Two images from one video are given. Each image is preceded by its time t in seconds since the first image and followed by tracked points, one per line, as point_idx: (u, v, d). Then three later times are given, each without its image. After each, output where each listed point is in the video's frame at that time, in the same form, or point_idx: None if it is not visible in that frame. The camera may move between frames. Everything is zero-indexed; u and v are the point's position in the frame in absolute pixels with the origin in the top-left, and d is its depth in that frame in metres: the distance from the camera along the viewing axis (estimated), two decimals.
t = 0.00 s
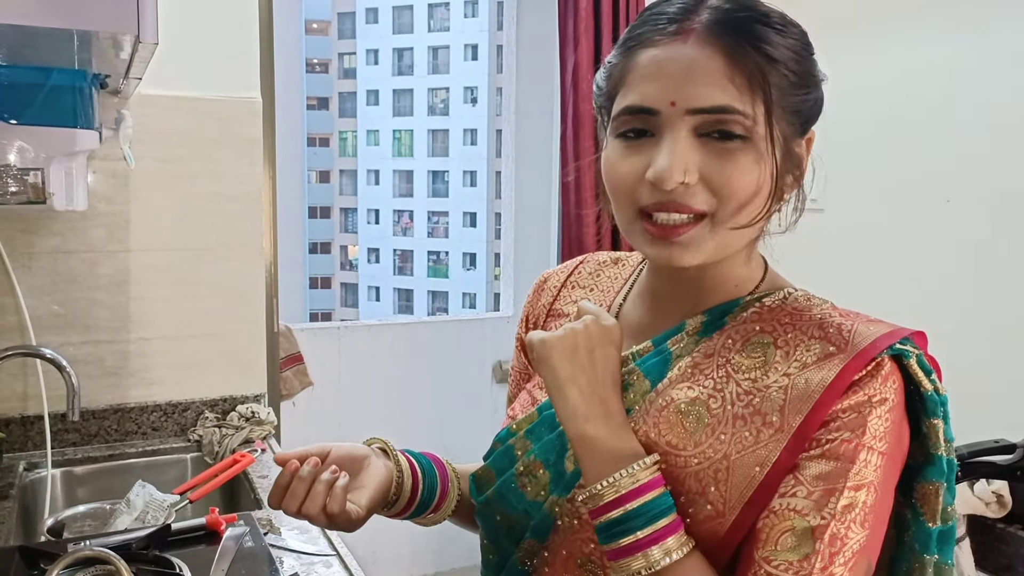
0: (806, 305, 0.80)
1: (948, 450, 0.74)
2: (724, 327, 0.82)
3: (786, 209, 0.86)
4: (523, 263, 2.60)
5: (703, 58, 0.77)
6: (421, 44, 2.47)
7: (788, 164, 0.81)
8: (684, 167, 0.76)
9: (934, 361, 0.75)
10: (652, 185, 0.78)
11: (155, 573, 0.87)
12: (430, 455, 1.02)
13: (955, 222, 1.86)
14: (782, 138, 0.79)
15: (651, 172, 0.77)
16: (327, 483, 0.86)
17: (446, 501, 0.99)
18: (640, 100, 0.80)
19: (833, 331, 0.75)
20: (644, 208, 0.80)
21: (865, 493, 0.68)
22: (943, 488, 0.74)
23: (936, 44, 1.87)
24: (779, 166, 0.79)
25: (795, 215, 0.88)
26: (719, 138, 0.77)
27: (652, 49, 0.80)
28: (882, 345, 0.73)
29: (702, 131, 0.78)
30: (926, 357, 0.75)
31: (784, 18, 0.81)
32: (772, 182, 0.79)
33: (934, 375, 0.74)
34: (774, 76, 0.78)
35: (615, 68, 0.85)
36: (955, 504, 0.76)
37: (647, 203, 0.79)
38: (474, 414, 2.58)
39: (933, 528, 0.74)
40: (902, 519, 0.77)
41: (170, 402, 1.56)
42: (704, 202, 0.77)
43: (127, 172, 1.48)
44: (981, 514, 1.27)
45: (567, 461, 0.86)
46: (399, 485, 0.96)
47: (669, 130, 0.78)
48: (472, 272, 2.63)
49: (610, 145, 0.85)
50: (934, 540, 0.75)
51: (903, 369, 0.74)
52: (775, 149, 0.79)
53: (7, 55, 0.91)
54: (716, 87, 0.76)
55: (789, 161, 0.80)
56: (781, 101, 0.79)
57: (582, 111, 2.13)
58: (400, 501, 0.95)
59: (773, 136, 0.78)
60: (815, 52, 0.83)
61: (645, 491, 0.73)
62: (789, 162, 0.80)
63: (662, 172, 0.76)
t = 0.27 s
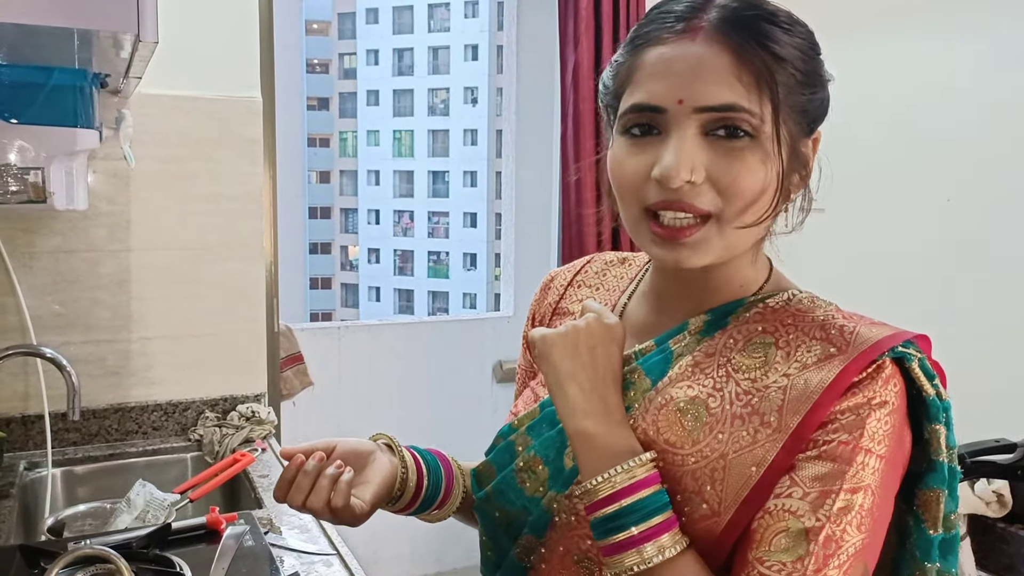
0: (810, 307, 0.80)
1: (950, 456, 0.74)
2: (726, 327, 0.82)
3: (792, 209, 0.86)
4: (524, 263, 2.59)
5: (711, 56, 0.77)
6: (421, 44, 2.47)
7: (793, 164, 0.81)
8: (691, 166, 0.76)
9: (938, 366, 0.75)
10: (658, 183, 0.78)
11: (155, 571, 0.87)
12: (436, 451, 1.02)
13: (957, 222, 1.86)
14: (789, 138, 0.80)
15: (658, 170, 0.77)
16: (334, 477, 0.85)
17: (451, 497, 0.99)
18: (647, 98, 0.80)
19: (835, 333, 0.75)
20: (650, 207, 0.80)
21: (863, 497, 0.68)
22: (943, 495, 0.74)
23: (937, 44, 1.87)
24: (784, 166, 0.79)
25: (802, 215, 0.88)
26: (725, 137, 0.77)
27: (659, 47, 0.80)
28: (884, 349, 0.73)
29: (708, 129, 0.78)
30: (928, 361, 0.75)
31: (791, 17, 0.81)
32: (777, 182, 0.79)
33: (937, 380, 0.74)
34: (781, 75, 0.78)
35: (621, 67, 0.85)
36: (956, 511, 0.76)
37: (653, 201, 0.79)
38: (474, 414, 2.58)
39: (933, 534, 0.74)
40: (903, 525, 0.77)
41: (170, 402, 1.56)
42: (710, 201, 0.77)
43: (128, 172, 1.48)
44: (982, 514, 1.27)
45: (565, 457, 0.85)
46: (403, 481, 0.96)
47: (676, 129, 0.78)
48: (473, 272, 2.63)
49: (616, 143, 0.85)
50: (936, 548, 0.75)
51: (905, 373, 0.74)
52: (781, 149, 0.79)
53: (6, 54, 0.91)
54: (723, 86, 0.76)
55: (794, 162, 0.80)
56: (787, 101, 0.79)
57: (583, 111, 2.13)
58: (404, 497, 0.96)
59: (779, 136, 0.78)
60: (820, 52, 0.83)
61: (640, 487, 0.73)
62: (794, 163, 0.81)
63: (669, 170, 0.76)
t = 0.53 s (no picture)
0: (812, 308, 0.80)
1: (953, 457, 0.73)
2: (727, 328, 0.82)
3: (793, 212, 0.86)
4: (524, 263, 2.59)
5: (717, 57, 0.77)
6: (422, 44, 2.47)
7: (796, 168, 0.81)
8: (694, 165, 0.76)
9: (939, 367, 0.75)
10: (661, 182, 0.78)
11: (155, 571, 0.87)
12: (441, 449, 1.02)
13: (957, 222, 1.87)
14: (792, 140, 0.80)
15: (661, 170, 0.78)
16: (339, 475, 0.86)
17: (456, 495, 0.99)
18: (653, 96, 0.80)
19: (835, 334, 0.75)
20: (653, 206, 0.80)
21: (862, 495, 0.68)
22: (945, 496, 0.74)
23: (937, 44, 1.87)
24: (787, 169, 0.80)
25: (803, 217, 0.88)
26: (729, 138, 0.77)
27: (665, 47, 0.80)
28: (884, 349, 0.73)
29: (712, 130, 0.78)
30: (929, 362, 0.75)
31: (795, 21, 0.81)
32: (779, 185, 0.79)
33: (939, 381, 0.74)
34: (785, 79, 0.78)
35: (627, 66, 0.85)
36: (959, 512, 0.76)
37: (656, 201, 0.79)
38: (474, 414, 2.58)
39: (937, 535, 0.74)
40: (906, 527, 0.78)
41: (171, 402, 1.56)
42: (712, 202, 0.77)
43: (128, 173, 1.48)
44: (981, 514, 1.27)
45: (566, 457, 0.85)
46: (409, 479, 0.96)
47: (681, 128, 0.78)
48: (473, 273, 2.63)
49: (620, 141, 0.85)
50: (938, 549, 0.75)
51: (906, 373, 0.74)
52: (784, 152, 0.79)
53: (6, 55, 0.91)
54: (728, 87, 0.77)
55: (797, 164, 0.81)
56: (791, 105, 0.79)
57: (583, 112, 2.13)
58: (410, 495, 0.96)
59: (783, 139, 0.78)
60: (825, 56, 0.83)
61: (641, 487, 0.73)
62: (797, 166, 0.81)
63: (672, 170, 0.76)
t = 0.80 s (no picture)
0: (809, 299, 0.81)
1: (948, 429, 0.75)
2: (726, 324, 0.82)
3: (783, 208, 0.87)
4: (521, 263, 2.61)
5: (719, 44, 0.78)
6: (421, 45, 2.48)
7: (792, 158, 0.81)
8: (699, 147, 0.76)
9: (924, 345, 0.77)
10: (666, 164, 0.77)
11: (153, 571, 0.87)
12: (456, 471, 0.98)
13: (953, 222, 1.87)
14: (789, 131, 0.80)
15: (666, 150, 0.77)
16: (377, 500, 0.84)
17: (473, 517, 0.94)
18: (656, 82, 0.80)
19: (835, 325, 0.76)
20: (656, 191, 0.78)
21: (880, 484, 0.70)
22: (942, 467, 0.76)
23: (933, 44, 1.88)
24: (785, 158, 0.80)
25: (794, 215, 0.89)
26: (731, 123, 0.78)
27: (666, 35, 0.80)
28: (885, 337, 0.74)
29: (714, 114, 0.78)
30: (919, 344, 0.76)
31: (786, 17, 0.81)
32: (777, 172, 0.79)
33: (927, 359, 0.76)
34: (784, 69, 0.79)
35: (623, 58, 0.85)
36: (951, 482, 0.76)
37: (659, 185, 0.78)
38: (473, 415, 2.59)
39: (934, 503, 0.74)
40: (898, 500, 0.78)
41: (169, 403, 1.57)
42: (716, 184, 0.76)
43: (126, 174, 1.49)
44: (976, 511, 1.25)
45: (578, 466, 0.86)
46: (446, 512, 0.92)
47: (685, 112, 0.78)
48: (473, 274, 2.63)
49: (618, 129, 0.84)
50: (935, 518, 0.75)
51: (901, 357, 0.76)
52: (783, 140, 0.80)
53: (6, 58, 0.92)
54: (731, 73, 0.77)
55: (793, 155, 0.81)
56: (790, 94, 0.80)
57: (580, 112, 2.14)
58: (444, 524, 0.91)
59: (781, 126, 0.79)
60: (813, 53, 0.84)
61: (689, 522, 0.68)
62: (792, 156, 0.81)
63: (678, 150, 0.76)
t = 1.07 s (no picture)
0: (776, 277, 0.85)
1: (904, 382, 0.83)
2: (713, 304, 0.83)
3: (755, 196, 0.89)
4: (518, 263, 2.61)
5: (690, 41, 0.79)
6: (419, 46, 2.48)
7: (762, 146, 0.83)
8: (680, 142, 0.78)
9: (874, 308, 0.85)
10: (648, 161, 0.78)
11: (149, 569, 0.88)
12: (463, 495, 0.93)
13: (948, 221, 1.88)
14: (758, 120, 0.82)
15: (649, 147, 0.78)
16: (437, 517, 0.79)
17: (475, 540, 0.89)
18: (629, 81, 0.81)
19: (813, 295, 0.81)
20: (639, 187, 0.79)
21: (877, 427, 0.76)
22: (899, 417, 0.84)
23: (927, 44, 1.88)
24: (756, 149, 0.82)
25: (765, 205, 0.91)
26: (707, 115, 0.79)
27: (638, 34, 0.81)
28: (862, 295, 0.80)
29: (690, 109, 0.79)
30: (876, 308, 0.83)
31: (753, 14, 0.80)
32: (750, 161, 0.81)
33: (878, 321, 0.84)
34: (748, 61, 0.81)
35: (594, 59, 0.84)
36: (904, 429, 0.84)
37: (642, 181, 0.79)
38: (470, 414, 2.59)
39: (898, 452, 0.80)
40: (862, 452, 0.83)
41: (166, 403, 1.57)
42: (698, 177, 0.78)
43: (123, 175, 1.49)
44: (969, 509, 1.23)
45: (599, 456, 0.81)
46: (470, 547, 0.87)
47: (660, 109, 0.79)
48: (471, 275, 2.63)
49: (593, 131, 0.84)
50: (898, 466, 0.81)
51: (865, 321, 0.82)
52: (754, 130, 0.82)
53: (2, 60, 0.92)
54: (703, 69, 0.79)
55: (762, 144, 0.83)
56: (756, 85, 0.81)
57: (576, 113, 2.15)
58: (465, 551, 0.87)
59: (751, 117, 0.81)
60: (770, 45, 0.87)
61: (815, 542, 0.66)
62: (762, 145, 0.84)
63: (661, 146, 0.77)
